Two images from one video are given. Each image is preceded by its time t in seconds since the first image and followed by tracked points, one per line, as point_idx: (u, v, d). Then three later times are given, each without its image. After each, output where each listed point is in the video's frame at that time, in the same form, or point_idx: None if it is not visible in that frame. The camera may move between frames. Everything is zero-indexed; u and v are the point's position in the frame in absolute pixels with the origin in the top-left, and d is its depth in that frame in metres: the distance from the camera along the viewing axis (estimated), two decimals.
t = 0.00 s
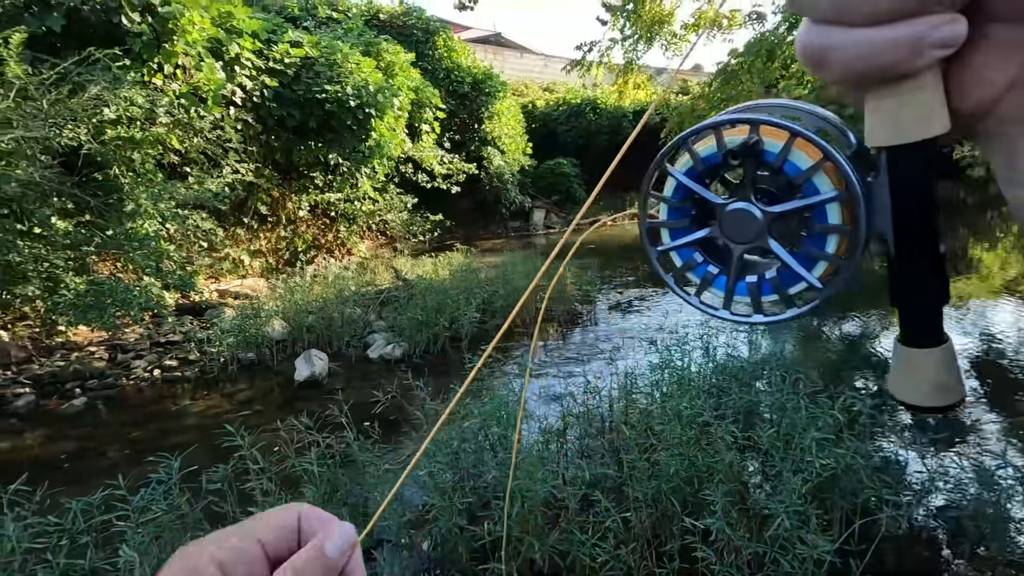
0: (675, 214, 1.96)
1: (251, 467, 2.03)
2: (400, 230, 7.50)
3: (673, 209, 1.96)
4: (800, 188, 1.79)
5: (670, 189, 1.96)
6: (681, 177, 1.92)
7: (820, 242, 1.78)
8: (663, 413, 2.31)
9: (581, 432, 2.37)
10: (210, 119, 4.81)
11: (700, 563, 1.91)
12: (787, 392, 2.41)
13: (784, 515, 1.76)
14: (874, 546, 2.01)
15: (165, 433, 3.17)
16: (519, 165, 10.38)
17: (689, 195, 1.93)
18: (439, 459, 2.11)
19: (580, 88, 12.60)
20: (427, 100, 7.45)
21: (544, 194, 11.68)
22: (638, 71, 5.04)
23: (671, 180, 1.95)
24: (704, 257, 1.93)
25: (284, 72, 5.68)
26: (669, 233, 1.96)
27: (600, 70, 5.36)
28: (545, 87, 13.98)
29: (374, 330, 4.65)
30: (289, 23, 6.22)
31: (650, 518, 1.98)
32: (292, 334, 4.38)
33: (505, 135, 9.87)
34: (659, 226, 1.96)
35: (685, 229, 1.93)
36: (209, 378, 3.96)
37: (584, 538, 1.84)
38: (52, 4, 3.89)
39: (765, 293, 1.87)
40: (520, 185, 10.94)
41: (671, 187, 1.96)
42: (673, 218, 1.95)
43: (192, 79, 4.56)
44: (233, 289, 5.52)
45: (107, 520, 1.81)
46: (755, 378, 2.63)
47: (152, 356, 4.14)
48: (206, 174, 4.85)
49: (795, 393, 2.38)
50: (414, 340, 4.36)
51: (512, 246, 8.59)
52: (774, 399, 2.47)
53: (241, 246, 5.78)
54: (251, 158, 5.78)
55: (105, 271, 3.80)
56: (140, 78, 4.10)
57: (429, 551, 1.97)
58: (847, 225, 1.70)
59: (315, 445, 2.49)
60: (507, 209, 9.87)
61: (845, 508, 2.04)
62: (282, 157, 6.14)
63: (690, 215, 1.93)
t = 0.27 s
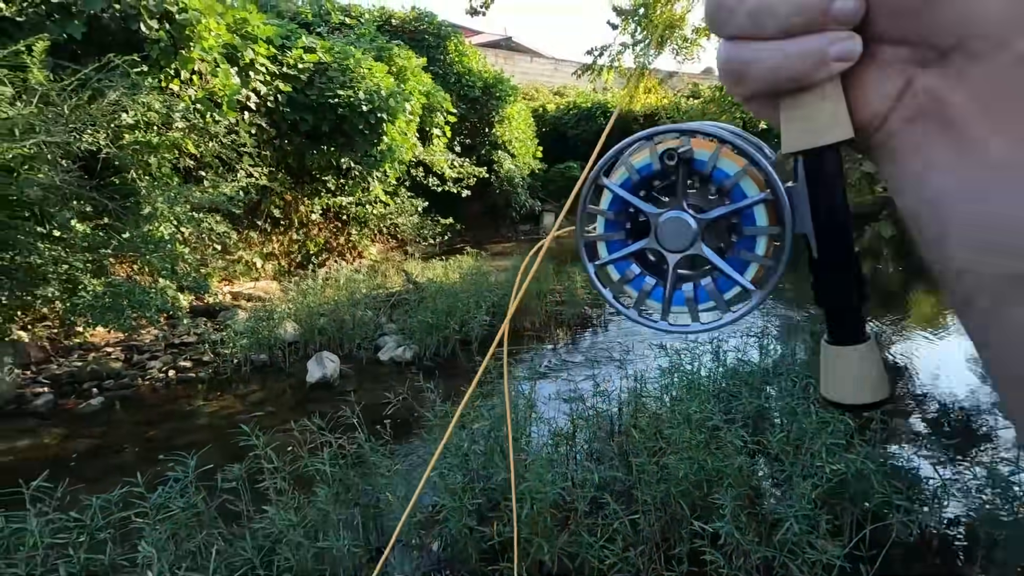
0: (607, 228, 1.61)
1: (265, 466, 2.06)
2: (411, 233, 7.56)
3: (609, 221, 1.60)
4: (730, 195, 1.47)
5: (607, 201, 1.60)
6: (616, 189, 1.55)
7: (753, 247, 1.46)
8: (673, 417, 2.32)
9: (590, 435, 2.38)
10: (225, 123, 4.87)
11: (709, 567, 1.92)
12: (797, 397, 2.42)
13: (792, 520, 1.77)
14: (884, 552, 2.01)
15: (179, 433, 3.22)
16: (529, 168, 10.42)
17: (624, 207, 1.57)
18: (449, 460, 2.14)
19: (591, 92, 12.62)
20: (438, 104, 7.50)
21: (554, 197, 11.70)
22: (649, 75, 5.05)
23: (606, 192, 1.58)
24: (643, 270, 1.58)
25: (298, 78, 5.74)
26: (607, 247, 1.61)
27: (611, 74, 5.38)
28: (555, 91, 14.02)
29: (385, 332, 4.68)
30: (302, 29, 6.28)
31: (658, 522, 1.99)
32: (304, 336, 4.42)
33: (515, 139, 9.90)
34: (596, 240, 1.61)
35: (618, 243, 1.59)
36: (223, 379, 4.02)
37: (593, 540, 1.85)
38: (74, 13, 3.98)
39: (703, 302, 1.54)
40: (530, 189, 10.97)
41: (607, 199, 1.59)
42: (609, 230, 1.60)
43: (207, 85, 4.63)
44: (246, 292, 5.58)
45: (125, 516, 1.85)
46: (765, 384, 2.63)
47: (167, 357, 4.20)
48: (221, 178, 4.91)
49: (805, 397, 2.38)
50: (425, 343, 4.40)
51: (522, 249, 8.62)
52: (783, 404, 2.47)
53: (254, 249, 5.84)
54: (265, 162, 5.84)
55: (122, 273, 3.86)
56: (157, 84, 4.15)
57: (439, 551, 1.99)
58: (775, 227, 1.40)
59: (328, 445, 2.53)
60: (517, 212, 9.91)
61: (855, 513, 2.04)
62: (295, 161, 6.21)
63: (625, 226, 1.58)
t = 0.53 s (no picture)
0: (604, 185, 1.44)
1: (272, 466, 2.07)
2: (417, 236, 7.60)
3: (604, 178, 1.44)
4: (724, 144, 1.33)
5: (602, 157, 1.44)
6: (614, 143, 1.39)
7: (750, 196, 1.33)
8: (679, 420, 2.32)
9: (595, 438, 2.39)
10: (234, 127, 4.91)
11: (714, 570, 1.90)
12: (805, 401, 2.40)
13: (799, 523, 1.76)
14: (892, 557, 1.98)
15: (187, 433, 3.24)
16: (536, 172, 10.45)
17: (620, 163, 1.41)
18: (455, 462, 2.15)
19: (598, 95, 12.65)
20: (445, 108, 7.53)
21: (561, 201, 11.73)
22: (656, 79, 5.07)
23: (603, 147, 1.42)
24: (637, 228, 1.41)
25: (307, 82, 5.79)
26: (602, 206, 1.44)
27: (618, 78, 5.38)
28: (562, 95, 14.06)
29: (391, 335, 4.70)
30: (311, 33, 6.35)
31: (663, 525, 1.98)
32: (311, 338, 4.45)
33: (522, 142, 9.93)
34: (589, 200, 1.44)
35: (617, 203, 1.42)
36: (230, 380, 4.05)
37: (599, 542, 1.85)
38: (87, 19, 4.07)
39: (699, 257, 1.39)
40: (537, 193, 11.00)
41: (602, 156, 1.43)
42: (603, 188, 1.44)
43: (217, 89, 4.68)
44: (255, 294, 5.62)
45: (134, 515, 1.87)
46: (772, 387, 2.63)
47: (176, 358, 4.24)
48: (230, 181, 4.94)
49: (812, 401, 2.36)
50: (431, 345, 4.41)
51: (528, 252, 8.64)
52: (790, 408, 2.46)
53: (263, 251, 5.89)
54: (273, 165, 5.88)
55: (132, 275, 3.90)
56: (168, 88, 4.19)
57: (444, 552, 2.00)
58: (772, 175, 1.27)
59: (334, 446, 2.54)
60: (524, 215, 9.95)
61: (862, 518, 2.01)
62: (303, 165, 6.25)
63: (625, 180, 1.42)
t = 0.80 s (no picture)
0: (696, 211, 1.70)
1: (277, 466, 2.08)
2: (421, 238, 7.62)
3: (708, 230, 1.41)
4: (821, 175, 1.49)
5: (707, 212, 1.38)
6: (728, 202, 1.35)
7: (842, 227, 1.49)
8: (684, 422, 2.32)
9: (600, 440, 2.38)
10: (240, 129, 4.93)
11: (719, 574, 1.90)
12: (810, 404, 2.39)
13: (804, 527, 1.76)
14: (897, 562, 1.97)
15: (191, 434, 3.25)
16: (540, 175, 10.47)
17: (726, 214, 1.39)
18: (459, 463, 2.14)
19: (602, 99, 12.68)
20: (450, 110, 7.54)
21: (564, 204, 11.75)
22: (660, 82, 5.07)
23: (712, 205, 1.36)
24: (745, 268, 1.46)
25: (312, 84, 5.82)
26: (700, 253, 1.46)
27: (622, 82, 5.39)
28: (566, 99, 14.09)
29: (395, 337, 4.71)
30: (317, 36, 6.37)
31: (668, 527, 1.98)
32: (315, 339, 4.47)
33: (526, 145, 9.95)
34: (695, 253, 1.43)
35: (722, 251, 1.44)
36: (235, 381, 4.05)
37: (603, 544, 1.85)
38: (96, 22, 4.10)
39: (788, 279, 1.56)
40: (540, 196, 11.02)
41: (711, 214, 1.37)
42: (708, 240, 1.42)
43: (224, 91, 4.71)
44: (259, 295, 5.64)
45: (139, 514, 1.88)
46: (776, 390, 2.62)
47: (180, 359, 4.25)
48: (235, 182, 4.96)
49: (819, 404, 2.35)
50: (434, 347, 4.42)
51: (531, 255, 8.66)
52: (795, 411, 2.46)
53: (267, 252, 5.91)
54: (279, 167, 5.91)
55: (138, 276, 3.92)
56: (175, 90, 4.22)
57: (448, 554, 2.00)
58: (867, 208, 1.40)
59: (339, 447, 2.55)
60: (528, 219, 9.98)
61: (868, 523, 2.00)
62: (308, 167, 6.27)
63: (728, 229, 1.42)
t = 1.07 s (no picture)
0: (794, 265, 1.33)
1: (276, 469, 2.07)
2: (423, 240, 7.63)
3: (797, 260, 1.33)
4: (951, 238, 1.21)
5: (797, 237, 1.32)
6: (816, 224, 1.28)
7: (968, 298, 1.23)
8: (687, 427, 2.31)
9: (601, 444, 2.38)
10: (243, 130, 4.93)
11: None
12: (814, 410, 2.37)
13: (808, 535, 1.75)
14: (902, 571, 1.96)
15: (191, 435, 3.25)
16: (542, 178, 10.48)
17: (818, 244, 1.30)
18: (459, 468, 2.14)
19: (605, 102, 12.69)
20: (452, 113, 7.55)
21: (567, 207, 11.76)
22: (664, 86, 5.06)
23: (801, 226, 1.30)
24: (833, 312, 1.31)
25: (315, 86, 5.82)
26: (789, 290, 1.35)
27: (625, 84, 5.37)
28: (568, 102, 14.12)
29: (397, 338, 4.71)
30: (320, 38, 6.38)
31: (670, 533, 1.98)
32: (316, 341, 4.47)
33: (528, 148, 9.96)
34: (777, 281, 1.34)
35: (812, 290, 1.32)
36: (235, 382, 4.05)
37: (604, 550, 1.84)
38: (100, 23, 4.16)
39: (899, 350, 1.29)
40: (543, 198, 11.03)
41: (798, 237, 1.31)
42: (796, 271, 1.32)
43: (227, 92, 4.71)
44: (261, 296, 5.65)
45: (136, 517, 1.87)
46: (779, 395, 2.61)
47: (181, 360, 4.26)
48: (238, 184, 4.96)
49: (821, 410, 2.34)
50: (436, 350, 4.42)
51: (533, 258, 8.65)
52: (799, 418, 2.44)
53: (269, 254, 5.92)
54: (281, 169, 5.91)
55: (139, 276, 3.93)
56: (178, 91, 4.22)
57: (447, 559, 1.99)
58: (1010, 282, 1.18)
59: (339, 449, 2.54)
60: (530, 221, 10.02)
61: (874, 531, 1.99)
62: (310, 168, 6.27)
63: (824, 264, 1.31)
